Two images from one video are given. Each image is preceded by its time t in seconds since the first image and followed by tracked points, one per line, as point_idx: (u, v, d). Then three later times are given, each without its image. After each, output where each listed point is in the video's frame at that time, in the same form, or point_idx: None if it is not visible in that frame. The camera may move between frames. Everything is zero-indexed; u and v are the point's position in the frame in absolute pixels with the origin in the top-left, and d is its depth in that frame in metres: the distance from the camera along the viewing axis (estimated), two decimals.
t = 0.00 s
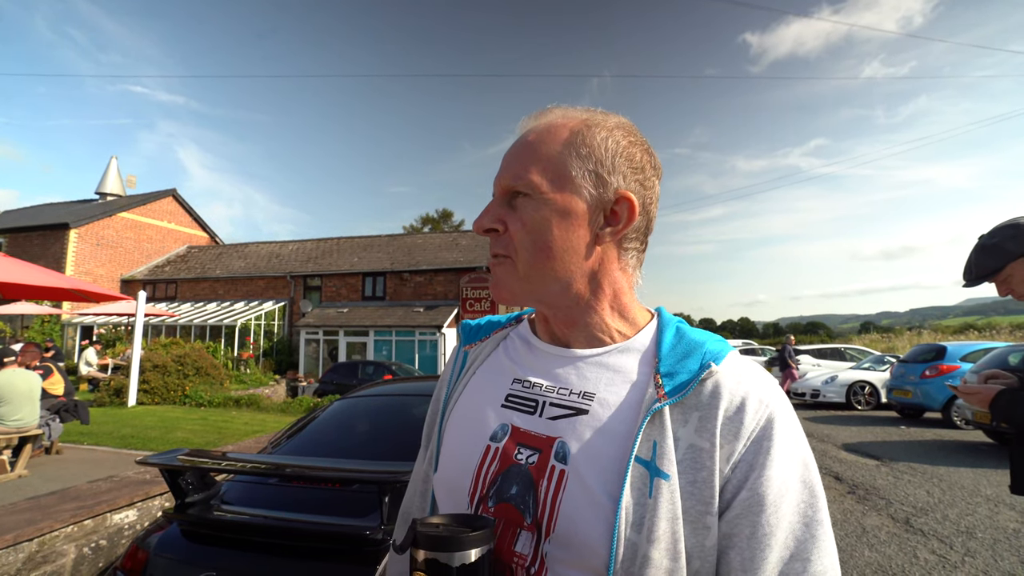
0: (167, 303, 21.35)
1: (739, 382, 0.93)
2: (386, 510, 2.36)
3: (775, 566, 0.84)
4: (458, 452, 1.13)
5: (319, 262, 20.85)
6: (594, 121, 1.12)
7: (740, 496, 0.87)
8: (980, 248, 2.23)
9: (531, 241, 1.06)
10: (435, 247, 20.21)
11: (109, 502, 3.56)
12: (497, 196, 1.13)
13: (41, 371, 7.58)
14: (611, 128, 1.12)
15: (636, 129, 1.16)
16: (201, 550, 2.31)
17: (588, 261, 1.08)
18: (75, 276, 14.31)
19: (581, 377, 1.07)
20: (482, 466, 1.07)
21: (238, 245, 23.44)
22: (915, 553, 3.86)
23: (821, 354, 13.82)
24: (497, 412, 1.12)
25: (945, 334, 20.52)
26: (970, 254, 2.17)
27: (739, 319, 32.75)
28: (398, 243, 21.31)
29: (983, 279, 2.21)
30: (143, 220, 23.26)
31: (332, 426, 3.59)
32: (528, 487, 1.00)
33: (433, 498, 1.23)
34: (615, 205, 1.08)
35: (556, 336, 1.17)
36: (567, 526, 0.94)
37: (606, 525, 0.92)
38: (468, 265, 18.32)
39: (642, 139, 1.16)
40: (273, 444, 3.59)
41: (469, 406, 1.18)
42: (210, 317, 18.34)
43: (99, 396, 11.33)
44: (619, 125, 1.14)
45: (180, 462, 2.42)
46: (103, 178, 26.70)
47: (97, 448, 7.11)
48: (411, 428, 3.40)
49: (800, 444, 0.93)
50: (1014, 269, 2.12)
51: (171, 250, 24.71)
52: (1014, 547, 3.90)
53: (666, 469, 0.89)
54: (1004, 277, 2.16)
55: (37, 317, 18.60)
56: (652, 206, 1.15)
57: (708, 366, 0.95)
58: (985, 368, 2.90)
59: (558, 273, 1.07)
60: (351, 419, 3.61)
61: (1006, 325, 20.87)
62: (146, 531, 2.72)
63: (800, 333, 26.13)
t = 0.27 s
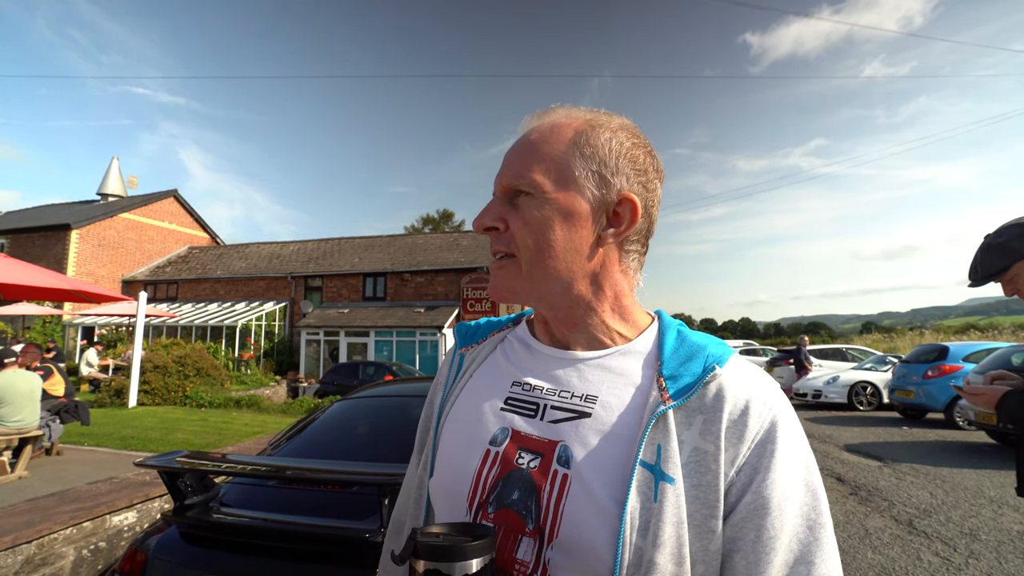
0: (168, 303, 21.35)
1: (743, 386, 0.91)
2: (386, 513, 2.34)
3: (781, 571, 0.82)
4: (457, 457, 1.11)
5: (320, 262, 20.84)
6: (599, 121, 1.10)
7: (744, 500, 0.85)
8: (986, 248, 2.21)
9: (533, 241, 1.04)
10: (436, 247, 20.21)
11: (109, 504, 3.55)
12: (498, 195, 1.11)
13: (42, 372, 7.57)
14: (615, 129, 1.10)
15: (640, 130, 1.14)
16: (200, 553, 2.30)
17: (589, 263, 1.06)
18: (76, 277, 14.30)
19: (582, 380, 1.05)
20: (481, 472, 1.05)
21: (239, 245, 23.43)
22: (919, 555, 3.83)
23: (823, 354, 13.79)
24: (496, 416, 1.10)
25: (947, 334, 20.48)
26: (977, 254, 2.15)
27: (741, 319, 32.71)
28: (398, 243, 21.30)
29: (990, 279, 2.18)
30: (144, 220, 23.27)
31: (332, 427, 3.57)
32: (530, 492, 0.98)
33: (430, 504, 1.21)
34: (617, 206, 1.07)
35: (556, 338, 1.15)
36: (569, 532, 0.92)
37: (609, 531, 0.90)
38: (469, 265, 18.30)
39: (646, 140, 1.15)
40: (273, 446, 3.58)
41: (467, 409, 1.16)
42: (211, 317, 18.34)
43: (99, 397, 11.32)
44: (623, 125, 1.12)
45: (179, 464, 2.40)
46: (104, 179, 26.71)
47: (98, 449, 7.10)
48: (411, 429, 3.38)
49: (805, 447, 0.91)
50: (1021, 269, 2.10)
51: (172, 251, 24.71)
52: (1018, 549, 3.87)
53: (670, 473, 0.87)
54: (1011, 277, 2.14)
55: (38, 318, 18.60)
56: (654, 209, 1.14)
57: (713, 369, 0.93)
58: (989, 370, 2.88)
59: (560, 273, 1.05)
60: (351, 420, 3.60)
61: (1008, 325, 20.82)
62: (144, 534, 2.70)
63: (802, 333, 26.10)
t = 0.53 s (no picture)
0: (165, 301, 21.30)
1: (745, 380, 0.91)
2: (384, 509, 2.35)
3: (781, 565, 0.83)
4: (456, 451, 1.11)
5: (318, 259, 20.81)
6: (604, 113, 1.10)
7: (746, 494, 0.85)
8: (984, 243, 2.22)
9: (535, 233, 1.04)
10: (434, 244, 20.19)
11: (106, 502, 3.55)
12: (501, 185, 1.10)
13: (39, 369, 7.55)
14: (620, 121, 1.10)
15: (645, 123, 1.14)
16: (197, 550, 2.30)
17: (592, 255, 1.06)
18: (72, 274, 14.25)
19: (583, 374, 1.05)
20: (480, 466, 1.05)
21: (236, 243, 23.38)
22: (914, 550, 3.85)
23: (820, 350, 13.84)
24: (496, 410, 1.10)
25: (944, 330, 20.58)
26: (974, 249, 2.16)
27: (739, 316, 32.79)
28: (396, 240, 21.27)
29: (987, 274, 2.19)
30: (141, 217, 23.18)
31: (330, 424, 3.57)
32: (530, 487, 0.98)
33: (428, 498, 1.21)
34: (621, 199, 1.06)
35: (557, 331, 1.15)
36: (569, 527, 0.92)
37: (611, 525, 0.90)
38: (467, 262, 18.30)
39: (651, 134, 1.14)
40: (271, 442, 3.58)
41: (467, 402, 1.16)
42: (208, 314, 18.31)
43: (98, 394, 11.30)
44: (629, 118, 1.12)
45: (177, 462, 2.40)
46: (100, 176, 26.59)
47: (95, 447, 7.10)
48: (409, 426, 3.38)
49: (807, 442, 0.91)
50: (1018, 264, 2.10)
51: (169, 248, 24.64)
52: (1012, 543, 3.90)
53: (671, 467, 0.87)
54: (1008, 272, 2.14)
55: (35, 316, 18.53)
56: (658, 203, 1.14)
57: (714, 363, 0.93)
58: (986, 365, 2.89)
59: (561, 266, 1.05)
60: (349, 417, 3.59)
61: (1003, 321, 20.94)
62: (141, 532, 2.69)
63: (798, 330, 26.18)
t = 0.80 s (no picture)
0: (165, 300, 21.29)
1: (744, 375, 0.91)
2: (384, 508, 2.35)
3: (780, 563, 0.83)
4: (455, 448, 1.11)
5: (318, 258, 20.80)
6: (602, 106, 1.10)
7: (745, 491, 0.85)
8: (984, 240, 2.22)
9: (533, 228, 1.04)
10: (434, 243, 20.19)
11: (106, 500, 3.54)
12: (499, 181, 1.10)
13: (38, 368, 7.54)
14: (619, 115, 1.09)
15: (643, 116, 1.14)
16: (197, 548, 2.30)
17: (591, 250, 1.06)
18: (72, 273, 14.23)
19: (581, 371, 1.05)
20: (479, 463, 1.05)
21: (235, 241, 23.36)
22: (914, 548, 3.86)
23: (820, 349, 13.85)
24: (495, 408, 1.10)
25: (943, 329, 20.60)
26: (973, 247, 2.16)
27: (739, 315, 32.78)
28: (396, 239, 21.26)
29: (987, 271, 2.19)
30: (140, 216, 23.18)
31: (330, 422, 3.57)
32: (527, 484, 0.98)
33: (428, 495, 1.21)
34: (620, 193, 1.06)
35: (556, 328, 1.15)
36: (567, 524, 0.92)
37: (609, 523, 0.90)
38: (467, 260, 18.30)
39: (649, 127, 1.14)
40: (271, 441, 3.58)
41: (466, 400, 1.16)
42: (208, 313, 18.30)
43: (97, 393, 11.29)
44: (626, 111, 1.12)
45: (176, 460, 2.41)
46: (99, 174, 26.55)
47: (95, 445, 7.09)
48: (410, 425, 3.38)
49: (807, 439, 0.91)
50: (1018, 262, 2.11)
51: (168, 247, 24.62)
52: (1012, 541, 3.91)
53: (670, 465, 0.87)
54: (1008, 270, 2.15)
55: (34, 314, 18.52)
56: (657, 196, 1.13)
57: (713, 358, 0.93)
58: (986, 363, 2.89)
59: (560, 260, 1.04)
60: (349, 415, 3.59)
61: (1003, 320, 20.96)
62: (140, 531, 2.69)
63: (798, 329, 26.19)
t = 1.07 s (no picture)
0: (166, 298, 21.31)
1: (740, 369, 0.92)
2: (385, 504, 2.37)
3: (776, 558, 0.83)
4: (454, 445, 1.12)
5: (318, 256, 20.81)
6: (595, 101, 1.10)
7: (742, 486, 0.86)
8: (983, 238, 2.22)
9: (529, 223, 1.04)
10: (434, 241, 20.20)
11: (108, 497, 3.56)
12: (494, 177, 1.11)
13: (40, 366, 7.57)
14: (612, 108, 1.10)
15: (637, 110, 1.14)
16: (199, 544, 2.31)
17: (585, 245, 1.07)
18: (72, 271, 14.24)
19: (578, 366, 1.06)
20: (478, 459, 1.06)
21: (236, 239, 23.38)
22: (913, 545, 3.87)
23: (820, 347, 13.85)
24: (493, 403, 1.11)
25: (943, 327, 20.62)
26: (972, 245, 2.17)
27: (739, 313, 32.75)
28: (396, 236, 21.26)
29: (986, 269, 2.20)
30: (141, 214, 23.21)
31: (331, 420, 3.58)
32: (525, 480, 0.99)
33: (429, 490, 1.22)
34: (615, 187, 1.07)
35: (553, 323, 1.16)
36: (566, 520, 0.93)
37: (605, 518, 0.91)
38: (467, 258, 18.30)
39: (643, 121, 1.15)
40: (272, 438, 3.59)
41: (465, 396, 1.17)
42: (209, 311, 18.32)
43: (98, 390, 11.31)
44: (620, 105, 1.12)
45: (178, 456, 2.42)
46: (100, 172, 26.57)
47: (96, 443, 7.11)
48: (411, 422, 3.39)
49: (804, 433, 0.92)
50: (1016, 259, 2.11)
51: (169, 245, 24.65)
52: (1011, 538, 3.92)
53: (666, 459, 0.88)
54: (1007, 267, 2.15)
55: (35, 312, 18.55)
56: (652, 189, 1.14)
57: (708, 352, 0.94)
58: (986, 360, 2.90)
59: (555, 256, 1.05)
60: (350, 412, 3.60)
61: (1004, 318, 20.96)
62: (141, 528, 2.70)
63: (799, 326, 26.19)
